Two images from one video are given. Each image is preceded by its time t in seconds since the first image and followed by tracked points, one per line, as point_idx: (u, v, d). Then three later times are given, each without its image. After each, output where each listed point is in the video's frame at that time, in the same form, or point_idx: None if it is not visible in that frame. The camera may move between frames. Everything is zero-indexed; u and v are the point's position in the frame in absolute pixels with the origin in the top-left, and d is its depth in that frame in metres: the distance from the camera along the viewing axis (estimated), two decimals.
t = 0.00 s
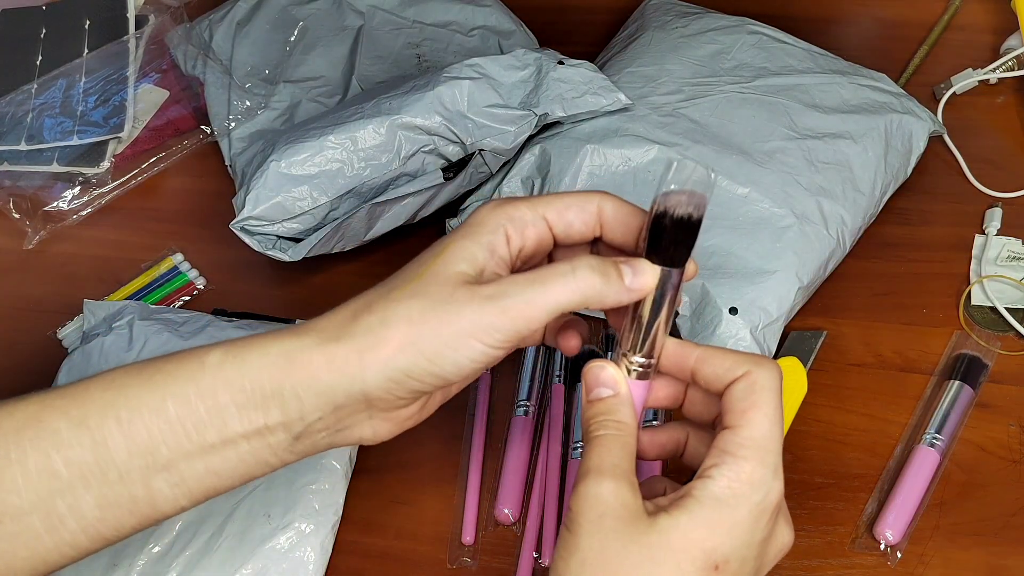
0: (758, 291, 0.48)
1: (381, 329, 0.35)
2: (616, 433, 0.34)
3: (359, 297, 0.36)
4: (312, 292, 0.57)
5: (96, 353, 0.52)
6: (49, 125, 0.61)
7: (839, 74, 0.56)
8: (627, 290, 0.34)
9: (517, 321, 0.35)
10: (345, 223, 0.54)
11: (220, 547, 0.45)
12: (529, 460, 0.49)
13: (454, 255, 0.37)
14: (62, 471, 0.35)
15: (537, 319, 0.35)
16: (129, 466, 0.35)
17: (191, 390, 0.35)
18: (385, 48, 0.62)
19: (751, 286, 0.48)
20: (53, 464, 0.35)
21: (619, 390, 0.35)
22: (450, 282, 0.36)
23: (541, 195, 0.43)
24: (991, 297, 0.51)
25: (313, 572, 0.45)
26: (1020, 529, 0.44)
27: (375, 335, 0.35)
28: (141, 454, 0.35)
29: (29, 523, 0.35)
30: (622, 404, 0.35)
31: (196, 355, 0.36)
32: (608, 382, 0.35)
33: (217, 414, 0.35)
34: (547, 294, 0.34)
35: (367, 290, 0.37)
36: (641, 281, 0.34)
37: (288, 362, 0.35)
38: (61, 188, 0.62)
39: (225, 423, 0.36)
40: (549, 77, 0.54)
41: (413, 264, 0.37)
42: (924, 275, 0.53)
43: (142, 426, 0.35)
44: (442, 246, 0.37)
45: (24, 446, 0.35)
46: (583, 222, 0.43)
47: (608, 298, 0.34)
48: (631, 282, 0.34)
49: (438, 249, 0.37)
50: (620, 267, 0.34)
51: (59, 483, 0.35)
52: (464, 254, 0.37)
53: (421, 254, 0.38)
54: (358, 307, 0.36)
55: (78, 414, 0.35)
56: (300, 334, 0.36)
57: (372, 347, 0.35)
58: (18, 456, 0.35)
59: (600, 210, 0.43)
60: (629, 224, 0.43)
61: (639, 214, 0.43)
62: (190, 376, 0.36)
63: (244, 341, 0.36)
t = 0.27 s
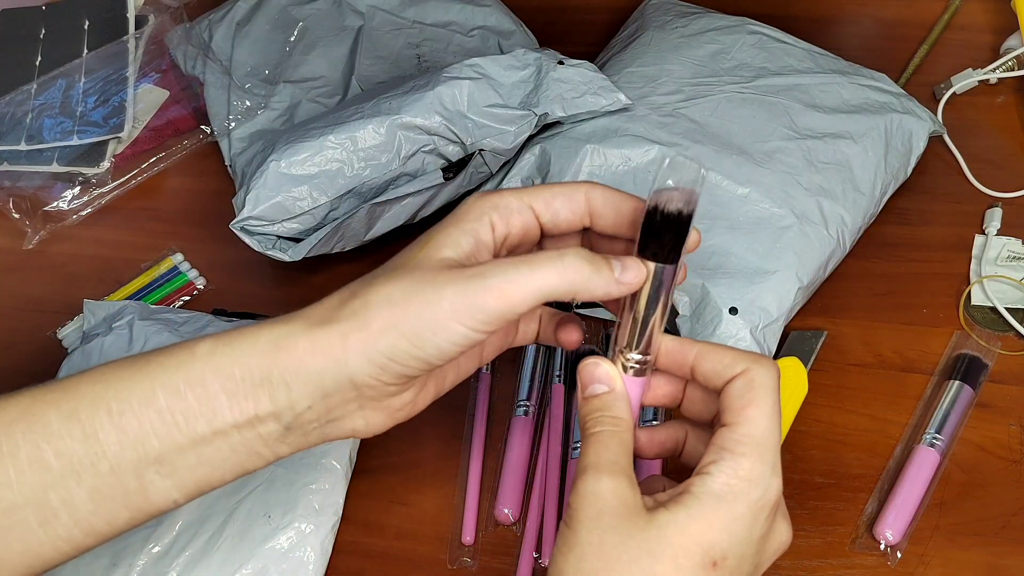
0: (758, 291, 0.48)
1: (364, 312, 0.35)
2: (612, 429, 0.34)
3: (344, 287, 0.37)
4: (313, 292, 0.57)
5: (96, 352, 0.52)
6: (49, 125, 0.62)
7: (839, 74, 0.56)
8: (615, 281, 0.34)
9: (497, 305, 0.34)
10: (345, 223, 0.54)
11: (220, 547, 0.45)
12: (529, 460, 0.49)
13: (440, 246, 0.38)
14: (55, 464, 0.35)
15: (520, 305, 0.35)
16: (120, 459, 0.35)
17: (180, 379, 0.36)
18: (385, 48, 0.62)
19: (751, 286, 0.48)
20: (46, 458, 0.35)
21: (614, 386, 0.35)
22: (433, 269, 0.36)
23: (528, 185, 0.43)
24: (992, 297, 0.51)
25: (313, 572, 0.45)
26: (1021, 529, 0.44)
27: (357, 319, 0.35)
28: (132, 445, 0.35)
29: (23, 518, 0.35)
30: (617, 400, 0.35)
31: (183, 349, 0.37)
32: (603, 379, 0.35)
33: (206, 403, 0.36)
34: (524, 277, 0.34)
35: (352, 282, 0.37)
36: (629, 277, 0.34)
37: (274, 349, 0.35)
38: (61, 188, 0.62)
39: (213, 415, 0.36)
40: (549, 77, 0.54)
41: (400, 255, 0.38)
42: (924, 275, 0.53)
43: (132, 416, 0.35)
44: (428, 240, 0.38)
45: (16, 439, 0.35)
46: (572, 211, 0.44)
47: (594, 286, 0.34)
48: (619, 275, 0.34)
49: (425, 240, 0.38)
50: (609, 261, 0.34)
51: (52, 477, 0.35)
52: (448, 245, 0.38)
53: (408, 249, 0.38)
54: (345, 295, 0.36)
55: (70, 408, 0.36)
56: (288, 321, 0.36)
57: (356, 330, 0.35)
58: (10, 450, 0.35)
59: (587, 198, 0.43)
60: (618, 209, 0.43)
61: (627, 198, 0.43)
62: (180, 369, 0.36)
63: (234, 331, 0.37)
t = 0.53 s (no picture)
0: (758, 291, 0.48)
1: (361, 298, 0.35)
2: (613, 430, 0.34)
3: (342, 279, 0.37)
4: (313, 293, 0.57)
5: (96, 352, 0.52)
6: (49, 125, 0.62)
7: (839, 74, 0.56)
8: (614, 249, 0.33)
9: (492, 282, 0.34)
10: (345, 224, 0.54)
11: (220, 546, 0.45)
12: (529, 460, 0.49)
13: (438, 230, 0.37)
14: (55, 460, 0.35)
15: (518, 284, 0.34)
16: (120, 456, 0.36)
17: (179, 372, 0.36)
18: (385, 48, 0.62)
19: (751, 286, 0.48)
20: (46, 454, 0.35)
21: (613, 386, 0.35)
22: (427, 250, 0.35)
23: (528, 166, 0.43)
24: (992, 297, 0.51)
25: (313, 572, 0.45)
26: (1021, 529, 0.44)
27: (354, 306, 0.35)
28: (132, 440, 0.36)
29: (23, 516, 0.35)
30: (616, 400, 0.35)
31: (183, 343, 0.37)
32: (601, 379, 0.35)
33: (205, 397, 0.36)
34: (513, 251, 0.33)
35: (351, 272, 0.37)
36: (628, 245, 0.33)
37: (274, 341, 0.35)
38: (61, 188, 0.62)
39: (213, 411, 0.36)
40: (549, 77, 0.54)
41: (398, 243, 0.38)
42: (924, 276, 0.53)
43: (132, 411, 0.36)
44: (425, 226, 0.38)
45: (17, 435, 0.35)
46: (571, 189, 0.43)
47: (594, 256, 0.33)
48: (619, 243, 0.33)
49: (422, 227, 0.38)
50: (610, 230, 0.33)
51: (53, 473, 0.35)
52: (445, 229, 0.37)
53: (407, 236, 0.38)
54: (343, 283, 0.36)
55: (70, 402, 0.36)
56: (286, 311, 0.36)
57: (354, 316, 0.35)
58: (11, 446, 0.35)
59: (586, 176, 0.42)
60: (614, 186, 0.41)
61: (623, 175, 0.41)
62: (178, 363, 0.36)
63: (233, 323, 0.37)
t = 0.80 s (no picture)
0: (758, 291, 0.48)
1: (370, 311, 0.35)
2: (611, 432, 0.34)
3: (349, 284, 0.37)
4: (313, 293, 0.57)
5: (96, 352, 0.52)
6: (49, 125, 0.62)
7: (839, 74, 0.56)
8: (625, 264, 0.32)
9: (511, 299, 0.34)
10: (345, 224, 0.54)
11: (220, 546, 0.45)
12: (529, 460, 0.49)
13: (444, 236, 0.36)
14: (57, 467, 0.35)
15: (530, 305, 0.34)
16: (123, 463, 0.36)
17: (182, 380, 0.36)
18: (385, 48, 0.62)
19: (751, 286, 0.48)
20: (48, 460, 0.35)
21: (612, 389, 0.35)
22: (438, 263, 0.35)
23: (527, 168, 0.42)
24: (991, 297, 0.51)
25: (313, 572, 0.45)
26: (1020, 529, 0.44)
27: (363, 321, 0.35)
28: (135, 448, 0.36)
29: (25, 522, 0.35)
30: (615, 402, 0.35)
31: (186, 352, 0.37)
32: (601, 382, 0.35)
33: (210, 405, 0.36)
34: (536, 271, 0.33)
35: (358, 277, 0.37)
36: (639, 257, 0.32)
37: (278, 350, 0.35)
38: (61, 188, 0.62)
39: (218, 420, 0.36)
40: (549, 77, 0.54)
41: (403, 249, 0.37)
42: (924, 276, 0.53)
43: (134, 419, 0.35)
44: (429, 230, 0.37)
45: (21, 443, 0.35)
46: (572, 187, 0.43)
47: (604, 273, 0.32)
48: (629, 256, 0.32)
49: (426, 233, 0.37)
50: (620, 241, 0.32)
51: (55, 479, 0.35)
52: (452, 234, 0.37)
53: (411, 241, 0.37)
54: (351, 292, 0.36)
55: (73, 409, 0.36)
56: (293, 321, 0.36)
57: (364, 330, 0.35)
58: (14, 451, 0.35)
59: (587, 175, 0.43)
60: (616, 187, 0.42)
61: (626, 173, 0.42)
62: (181, 372, 0.36)
63: (237, 331, 0.37)
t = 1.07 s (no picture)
0: (758, 291, 0.48)
1: (382, 254, 0.35)
2: (605, 454, 0.35)
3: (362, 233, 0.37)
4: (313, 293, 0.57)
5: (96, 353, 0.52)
6: (49, 125, 0.61)
7: (839, 74, 0.56)
8: (611, 172, 0.34)
9: (521, 234, 0.35)
10: (345, 224, 0.54)
11: (221, 546, 0.46)
12: (529, 460, 0.49)
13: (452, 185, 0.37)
14: (82, 421, 0.35)
15: (536, 237, 0.35)
16: (148, 415, 0.36)
17: (201, 329, 0.35)
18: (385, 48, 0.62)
19: (751, 286, 0.48)
20: (74, 415, 0.35)
21: (610, 411, 0.35)
22: (445, 208, 0.36)
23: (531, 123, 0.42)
24: (991, 297, 0.51)
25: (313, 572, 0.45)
26: (1019, 529, 0.44)
27: (378, 267, 0.35)
28: (158, 399, 0.35)
29: (55, 480, 0.35)
30: (611, 425, 0.35)
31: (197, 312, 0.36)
32: (599, 403, 0.35)
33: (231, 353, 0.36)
34: (543, 205, 0.34)
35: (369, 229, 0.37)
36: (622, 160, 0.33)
37: (294, 296, 0.36)
38: (61, 188, 0.62)
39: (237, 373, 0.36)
40: (549, 77, 0.53)
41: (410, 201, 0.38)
42: (924, 276, 0.53)
43: (156, 370, 0.35)
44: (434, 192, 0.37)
45: (46, 403, 0.35)
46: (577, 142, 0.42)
47: (595, 185, 0.34)
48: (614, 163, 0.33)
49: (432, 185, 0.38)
50: (603, 154, 0.34)
51: (82, 432, 0.35)
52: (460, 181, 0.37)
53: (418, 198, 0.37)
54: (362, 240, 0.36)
55: (95, 364, 0.35)
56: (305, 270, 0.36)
57: (372, 272, 0.35)
58: (37, 409, 0.35)
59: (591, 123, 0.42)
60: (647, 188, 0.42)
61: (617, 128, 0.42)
62: (198, 326, 0.36)
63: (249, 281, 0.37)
